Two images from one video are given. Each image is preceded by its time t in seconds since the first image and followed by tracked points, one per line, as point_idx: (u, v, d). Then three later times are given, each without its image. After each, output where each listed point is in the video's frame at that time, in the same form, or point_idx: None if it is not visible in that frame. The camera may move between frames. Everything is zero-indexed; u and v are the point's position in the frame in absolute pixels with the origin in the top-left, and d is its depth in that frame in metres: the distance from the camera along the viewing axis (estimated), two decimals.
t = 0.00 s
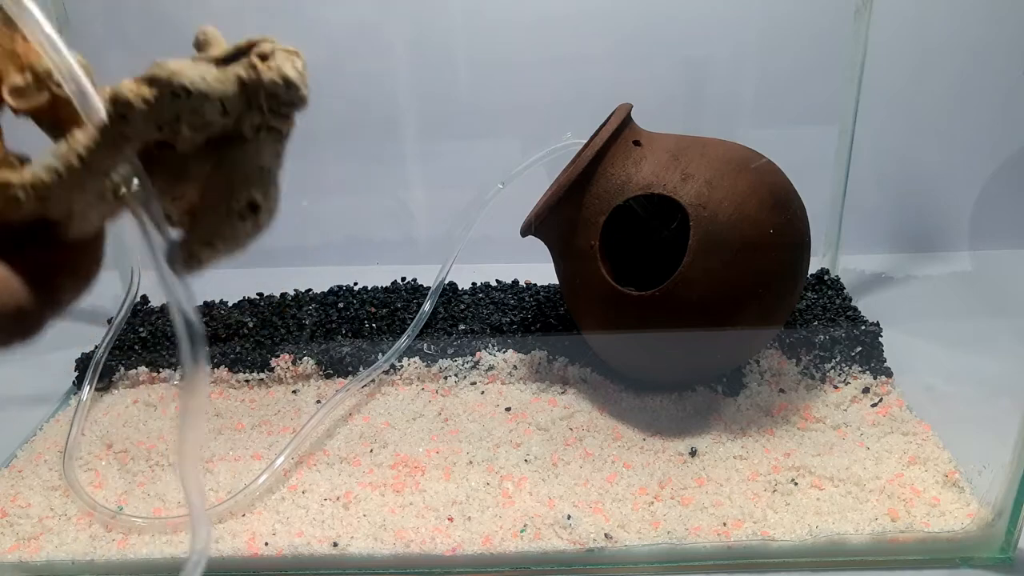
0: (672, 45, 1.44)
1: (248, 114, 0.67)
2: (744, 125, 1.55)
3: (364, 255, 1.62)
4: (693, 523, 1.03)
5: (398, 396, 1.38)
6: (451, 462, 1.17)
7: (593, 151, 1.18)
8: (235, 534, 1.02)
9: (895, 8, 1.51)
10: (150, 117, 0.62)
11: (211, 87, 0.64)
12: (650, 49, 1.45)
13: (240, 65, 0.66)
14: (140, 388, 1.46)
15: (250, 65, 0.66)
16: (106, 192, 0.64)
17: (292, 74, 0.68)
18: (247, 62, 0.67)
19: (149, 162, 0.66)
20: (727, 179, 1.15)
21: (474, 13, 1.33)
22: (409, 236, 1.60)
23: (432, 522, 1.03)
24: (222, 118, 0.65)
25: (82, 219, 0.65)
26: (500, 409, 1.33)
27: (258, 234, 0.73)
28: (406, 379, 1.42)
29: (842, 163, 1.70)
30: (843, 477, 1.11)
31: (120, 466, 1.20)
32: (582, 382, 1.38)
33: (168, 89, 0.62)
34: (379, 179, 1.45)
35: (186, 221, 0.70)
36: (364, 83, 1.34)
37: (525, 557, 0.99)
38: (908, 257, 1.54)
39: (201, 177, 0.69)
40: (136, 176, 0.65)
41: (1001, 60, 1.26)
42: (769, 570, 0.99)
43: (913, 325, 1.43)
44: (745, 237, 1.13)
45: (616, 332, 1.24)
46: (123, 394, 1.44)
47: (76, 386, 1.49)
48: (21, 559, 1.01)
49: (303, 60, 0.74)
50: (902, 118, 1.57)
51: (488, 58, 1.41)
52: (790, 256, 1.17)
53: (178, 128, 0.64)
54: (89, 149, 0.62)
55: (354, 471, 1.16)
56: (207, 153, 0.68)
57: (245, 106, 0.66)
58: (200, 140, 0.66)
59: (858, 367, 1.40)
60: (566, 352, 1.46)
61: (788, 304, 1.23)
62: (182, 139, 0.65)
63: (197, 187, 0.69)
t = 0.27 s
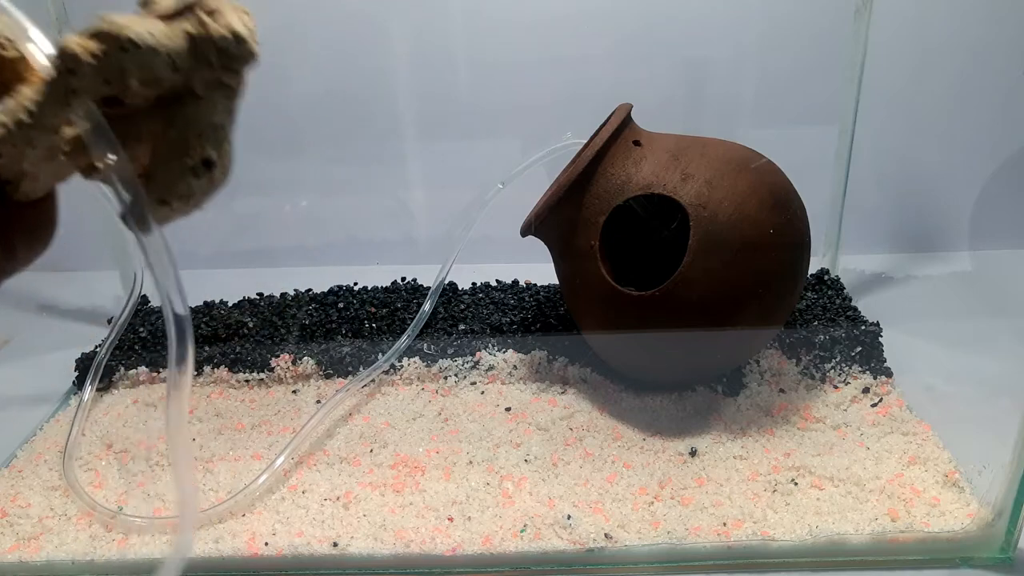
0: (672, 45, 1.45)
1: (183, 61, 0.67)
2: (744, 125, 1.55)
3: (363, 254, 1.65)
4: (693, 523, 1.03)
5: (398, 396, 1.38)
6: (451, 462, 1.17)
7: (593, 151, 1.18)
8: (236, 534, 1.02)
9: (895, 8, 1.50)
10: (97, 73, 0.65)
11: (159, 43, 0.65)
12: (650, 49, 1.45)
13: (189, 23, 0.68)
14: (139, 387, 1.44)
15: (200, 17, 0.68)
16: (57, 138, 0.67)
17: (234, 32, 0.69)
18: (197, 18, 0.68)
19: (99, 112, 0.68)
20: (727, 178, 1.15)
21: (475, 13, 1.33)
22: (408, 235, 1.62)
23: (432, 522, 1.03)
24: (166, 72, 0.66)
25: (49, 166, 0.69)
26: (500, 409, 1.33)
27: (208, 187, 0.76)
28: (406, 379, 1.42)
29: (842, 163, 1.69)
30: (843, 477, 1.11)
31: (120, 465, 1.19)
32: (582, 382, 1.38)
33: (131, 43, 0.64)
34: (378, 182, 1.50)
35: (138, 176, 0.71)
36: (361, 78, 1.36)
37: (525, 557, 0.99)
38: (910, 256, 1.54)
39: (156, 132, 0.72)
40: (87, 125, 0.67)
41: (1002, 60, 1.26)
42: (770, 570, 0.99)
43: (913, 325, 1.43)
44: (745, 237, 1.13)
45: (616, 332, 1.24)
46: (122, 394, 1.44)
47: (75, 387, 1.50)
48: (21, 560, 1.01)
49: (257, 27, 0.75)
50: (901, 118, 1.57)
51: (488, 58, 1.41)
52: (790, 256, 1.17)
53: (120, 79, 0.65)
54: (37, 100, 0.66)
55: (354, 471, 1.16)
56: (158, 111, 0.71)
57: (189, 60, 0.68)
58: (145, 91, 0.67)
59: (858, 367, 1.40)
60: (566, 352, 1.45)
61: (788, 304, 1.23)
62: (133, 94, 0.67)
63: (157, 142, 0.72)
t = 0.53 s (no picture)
0: (672, 45, 1.45)
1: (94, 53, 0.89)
2: (744, 125, 1.55)
3: (363, 253, 1.67)
4: (693, 523, 1.03)
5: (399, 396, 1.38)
6: (451, 462, 1.17)
7: (593, 151, 1.18)
8: (236, 534, 1.02)
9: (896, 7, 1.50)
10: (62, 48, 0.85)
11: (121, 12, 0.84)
12: (650, 48, 1.45)
13: (186, 46, 0.89)
14: (140, 388, 1.43)
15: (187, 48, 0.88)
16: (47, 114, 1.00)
17: (227, 72, 0.90)
18: (192, 45, 0.90)
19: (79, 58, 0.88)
20: (727, 179, 1.15)
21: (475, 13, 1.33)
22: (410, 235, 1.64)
23: (432, 522, 1.03)
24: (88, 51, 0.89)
25: (86, 115, 1.02)
26: (500, 409, 1.33)
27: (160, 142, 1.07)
28: (406, 379, 1.42)
29: (841, 163, 1.70)
30: (843, 477, 1.11)
31: (119, 466, 1.20)
32: (582, 382, 1.38)
33: (115, 45, 0.90)
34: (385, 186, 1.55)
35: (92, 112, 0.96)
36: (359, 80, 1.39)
37: (525, 556, 0.99)
38: (910, 256, 1.54)
39: (70, 84, 0.92)
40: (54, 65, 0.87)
41: (1003, 60, 1.26)
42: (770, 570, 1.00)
43: (913, 325, 1.43)
44: (745, 237, 1.13)
45: (616, 332, 1.24)
46: (124, 393, 1.41)
47: (76, 386, 1.43)
48: (21, 560, 1.01)
49: (268, 74, 0.97)
50: (901, 117, 1.57)
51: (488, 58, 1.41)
52: (790, 256, 1.17)
53: (40, 53, 0.84)
54: None
55: (354, 471, 1.16)
56: (100, 79, 0.92)
57: (87, 41, 0.88)
58: (39, 67, 0.87)
59: (858, 367, 1.40)
60: (566, 352, 1.45)
61: (788, 304, 1.23)
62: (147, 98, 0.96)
63: (133, 96, 0.95)
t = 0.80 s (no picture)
0: (672, 45, 1.44)
1: (148, 100, 0.94)
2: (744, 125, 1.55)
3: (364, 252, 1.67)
4: (693, 523, 1.03)
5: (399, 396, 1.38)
6: (451, 462, 1.17)
7: (593, 150, 1.18)
8: (235, 534, 1.02)
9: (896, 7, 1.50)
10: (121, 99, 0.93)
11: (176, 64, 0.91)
12: (650, 48, 1.44)
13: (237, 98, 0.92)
14: (140, 388, 1.43)
15: (240, 100, 0.92)
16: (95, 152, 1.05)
17: (279, 123, 0.95)
18: (245, 97, 0.93)
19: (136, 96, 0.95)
20: (727, 179, 1.15)
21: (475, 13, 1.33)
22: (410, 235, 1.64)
23: (432, 522, 1.03)
24: (143, 98, 0.94)
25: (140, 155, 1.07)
26: (500, 409, 1.33)
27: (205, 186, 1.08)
28: (406, 379, 1.42)
29: (841, 163, 1.70)
30: (843, 477, 1.11)
31: (119, 466, 1.20)
32: (582, 382, 1.38)
33: (172, 94, 0.94)
34: (386, 185, 1.55)
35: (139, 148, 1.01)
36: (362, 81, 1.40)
37: (525, 556, 0.99)
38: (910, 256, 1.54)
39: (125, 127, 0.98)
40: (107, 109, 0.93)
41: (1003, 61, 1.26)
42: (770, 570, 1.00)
43: (913, 325, 1.43)
44: (745, 237, 1.13)
45: (615, 332, 1.24)
46: (124, 393, 1.41)
47: (76, 386, 1.44)
48: (21, 560, 1.01)
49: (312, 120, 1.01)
50: (901, 118, 1.58)
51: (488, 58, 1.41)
52: (790, 256, 1.17)
53: (99, 100, 0.92)
54: (22, 98, 0.94)
55: (354, 471, 1.16)
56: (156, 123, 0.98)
57: (146, 90, 0.94)
58: (96, 111, 0.94)
59: (858, 367, 1.40)
60: (566, 352, 1.45)
61: (788, 304, 1.23)
62: (196, 142, 0.99)
63: (184, 139, 1.00)
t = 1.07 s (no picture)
0: (672, 45, 1.45)
1: (232, 180, 1.06)
2: (744, 125, 1.55)
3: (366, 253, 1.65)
4: (693, 523, 1.03)
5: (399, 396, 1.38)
6: (451, 462, 1.17)
7: (593, 150, 1.18)
8: (235, 534, 1.02)
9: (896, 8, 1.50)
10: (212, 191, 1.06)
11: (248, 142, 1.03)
12: (651, 47, 1.44)
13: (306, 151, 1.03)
14: (140, 388, 1.43)
15: (312, 152, 1.03)
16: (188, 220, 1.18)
17: (352, 162, 1.05)
18: (312, 144, 1.03)
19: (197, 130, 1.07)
20: (727, 179, 1.15)
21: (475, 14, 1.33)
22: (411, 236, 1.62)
23: (432, 522, 1.03)
24: (225, 180, 1.06)
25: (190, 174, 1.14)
26: (500, 409, 1.33)
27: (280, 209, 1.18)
28: (406, 379, 1.42)
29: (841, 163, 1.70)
30: (843, 477, 1.11)
31: (119, 466, 1.20)
32: (582, 382, 1.38)
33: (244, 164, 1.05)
34: (386, 189, 1.53)
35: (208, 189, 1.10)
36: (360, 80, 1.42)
37: (524, 556, 0.99)
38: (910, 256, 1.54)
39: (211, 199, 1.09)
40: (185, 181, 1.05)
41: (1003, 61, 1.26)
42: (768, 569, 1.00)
43: (913, 325, 1.43)
44: (745, 237, 1.13)
45: (615, 332, 1.24)
46: (124, 393, 1.42)
47: (76, 386, 1.45)
48: (21, 560, 1.00)
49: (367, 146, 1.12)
50: (901, 118, 1.58)
51: (488, 58, 1.41)
52: (790, 256, 1.17)
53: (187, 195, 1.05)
54: (123, 185, 1.07)
55: (354, 471, 1.16)
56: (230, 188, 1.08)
57: (224, 169, 1.05)
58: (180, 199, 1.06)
59: (858, 367, 1.40)
60: (566, 352, 1.45)
61: (788, 304, 1.23)
62: (269, 185, 1.08)
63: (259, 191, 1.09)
